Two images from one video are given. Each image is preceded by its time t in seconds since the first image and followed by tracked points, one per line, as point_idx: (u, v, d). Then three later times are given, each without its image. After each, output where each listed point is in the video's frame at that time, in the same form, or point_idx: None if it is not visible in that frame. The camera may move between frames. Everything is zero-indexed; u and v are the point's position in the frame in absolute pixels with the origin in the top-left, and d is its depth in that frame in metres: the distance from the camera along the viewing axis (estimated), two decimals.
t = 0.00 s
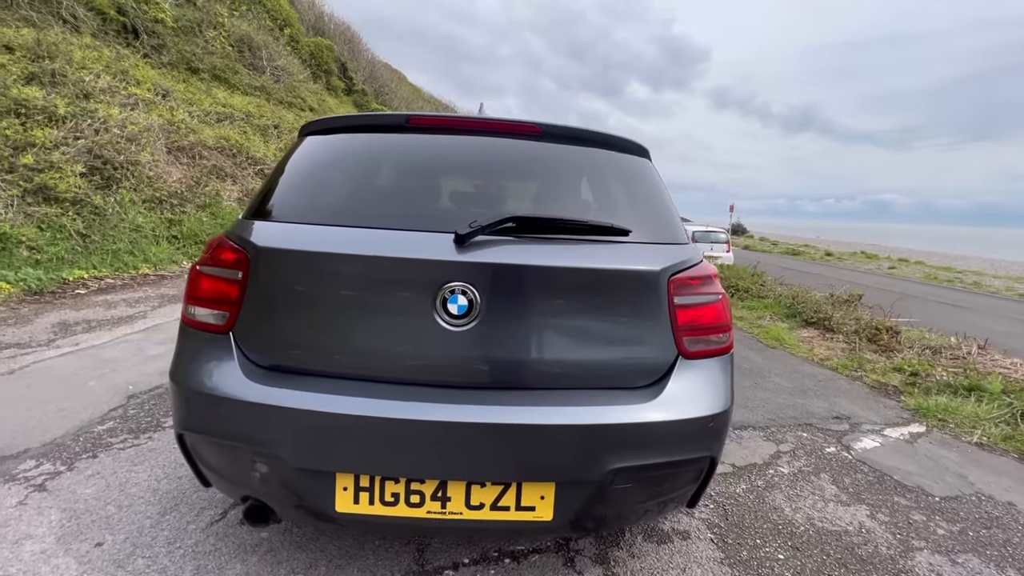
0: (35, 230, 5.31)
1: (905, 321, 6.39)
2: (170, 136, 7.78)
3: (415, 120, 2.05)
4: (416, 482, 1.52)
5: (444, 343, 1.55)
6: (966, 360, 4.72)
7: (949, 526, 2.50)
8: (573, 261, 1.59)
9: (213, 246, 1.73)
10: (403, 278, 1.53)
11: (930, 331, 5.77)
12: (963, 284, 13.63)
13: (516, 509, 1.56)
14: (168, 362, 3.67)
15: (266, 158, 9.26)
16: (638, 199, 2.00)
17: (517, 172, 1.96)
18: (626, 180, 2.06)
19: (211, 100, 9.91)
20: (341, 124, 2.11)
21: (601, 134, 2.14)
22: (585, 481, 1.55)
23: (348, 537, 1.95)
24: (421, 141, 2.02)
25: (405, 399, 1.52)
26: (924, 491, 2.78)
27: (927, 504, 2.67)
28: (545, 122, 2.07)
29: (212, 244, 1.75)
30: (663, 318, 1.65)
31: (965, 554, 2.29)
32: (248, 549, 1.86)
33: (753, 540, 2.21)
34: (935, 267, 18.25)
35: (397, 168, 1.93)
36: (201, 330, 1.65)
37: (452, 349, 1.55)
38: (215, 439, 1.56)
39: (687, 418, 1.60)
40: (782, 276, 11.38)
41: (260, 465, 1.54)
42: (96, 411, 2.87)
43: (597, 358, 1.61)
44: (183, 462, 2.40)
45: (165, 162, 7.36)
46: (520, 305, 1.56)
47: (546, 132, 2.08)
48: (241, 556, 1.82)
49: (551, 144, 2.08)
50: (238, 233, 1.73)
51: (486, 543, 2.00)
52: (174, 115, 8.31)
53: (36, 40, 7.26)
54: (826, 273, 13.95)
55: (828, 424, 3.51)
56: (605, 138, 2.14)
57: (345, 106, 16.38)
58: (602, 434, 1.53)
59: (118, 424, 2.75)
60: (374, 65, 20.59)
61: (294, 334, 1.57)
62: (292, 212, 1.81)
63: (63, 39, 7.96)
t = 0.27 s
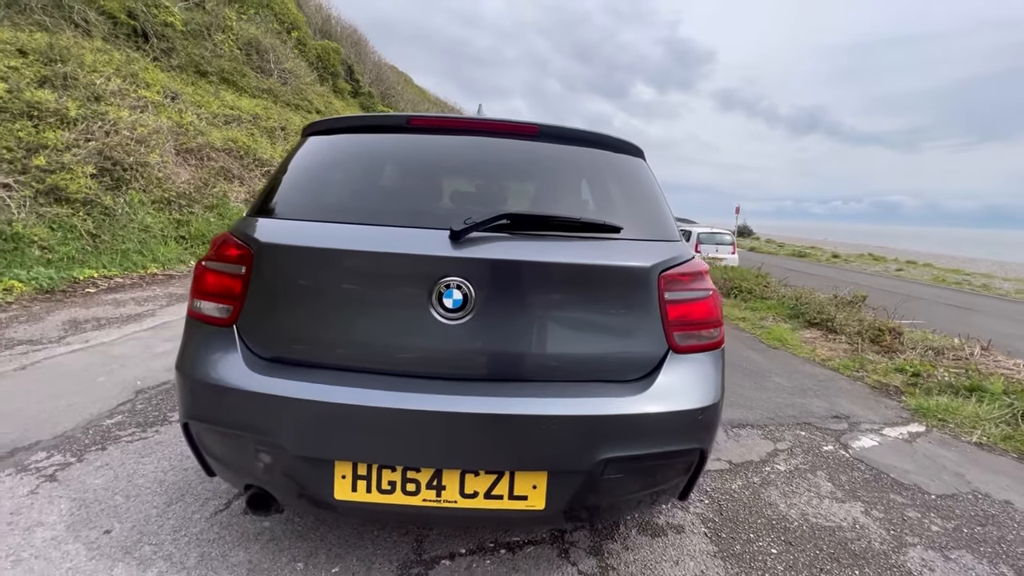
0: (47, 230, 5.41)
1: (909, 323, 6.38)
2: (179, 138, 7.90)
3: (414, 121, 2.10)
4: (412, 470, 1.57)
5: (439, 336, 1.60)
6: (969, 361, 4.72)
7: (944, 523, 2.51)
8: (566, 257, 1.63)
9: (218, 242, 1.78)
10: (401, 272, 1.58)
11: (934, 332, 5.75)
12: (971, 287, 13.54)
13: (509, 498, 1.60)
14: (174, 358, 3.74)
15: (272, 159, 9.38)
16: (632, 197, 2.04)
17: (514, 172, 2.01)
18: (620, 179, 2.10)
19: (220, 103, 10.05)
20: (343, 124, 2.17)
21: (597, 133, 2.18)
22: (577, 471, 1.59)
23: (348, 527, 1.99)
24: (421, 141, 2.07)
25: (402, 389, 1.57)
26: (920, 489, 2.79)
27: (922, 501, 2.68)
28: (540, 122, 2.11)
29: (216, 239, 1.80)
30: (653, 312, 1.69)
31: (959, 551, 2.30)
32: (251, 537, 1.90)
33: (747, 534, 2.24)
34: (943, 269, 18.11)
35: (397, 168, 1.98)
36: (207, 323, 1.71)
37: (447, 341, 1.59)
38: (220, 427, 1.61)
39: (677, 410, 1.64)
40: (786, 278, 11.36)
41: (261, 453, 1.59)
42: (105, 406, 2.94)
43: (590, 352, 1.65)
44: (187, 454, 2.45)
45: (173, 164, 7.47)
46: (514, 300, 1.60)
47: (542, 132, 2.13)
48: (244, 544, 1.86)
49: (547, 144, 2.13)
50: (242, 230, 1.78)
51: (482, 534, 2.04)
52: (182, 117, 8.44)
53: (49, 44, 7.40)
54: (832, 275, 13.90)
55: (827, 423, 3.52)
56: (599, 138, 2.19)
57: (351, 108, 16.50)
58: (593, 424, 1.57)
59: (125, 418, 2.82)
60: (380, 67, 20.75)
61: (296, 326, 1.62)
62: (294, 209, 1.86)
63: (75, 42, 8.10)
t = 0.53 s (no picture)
0: (57, 230, 5.50)
1: (913, 325, 6.36)
2: (186, 141, 8.00)
3: (415, 123, 2.14)
4: (410, 463, 1.61)
5: (437, 333, 1.63)
6: (972, 363, 4.71)
7: (941, 522, 2.52)
8: (561, 256, 1.67)
9: (224, 241, 1.82)
10: (400, 270, 1.62)
11: (937, 334, 5.74)
12: (979, 289, 13.44)
13: (505, 491, 1.64)
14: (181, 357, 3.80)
15: (279, 161, 9.47)
16: (629, 199, 2.07)
17: (513, 173, 2.05)
18: (618, 180, 2.13)
19: (227, 105, 10.16)
20: (346, 126, 2.22)
21: (595, 135, 2.22)
22: (572, 465, 1.62)
23: (349, 520, 2.03)
24: (421, 143, 2.11)
25: (401, 385, 1.61)
26: (918, 489, 2.80)
27: (920, 501, 2.69)
28: (538, 123, 2.15)
29: (222, 239, 1.85)
30: (648, 311, 1.72)
31: (955, 549, 2.31)
32: (254, 530, 1.95)
33: (743, 531, 2.27)
34: (951, 271, 17.99)
35: (398, 169, 2.03)
36: (212, 320, 1.75)
37: (445, 338, 1.63)
38: (225, 422, 1.65)
39: (671, 406, 1.67)
40: (791, 280, 11.34)
41: (265, 447, 1.63)
42: (114, 402, 3.00)
43: (585, 349, 1.68)
44: (193, 450, 2.50)
45: (181, 165, 7.57)
46: (510, 298, 1.63)
47: (539, 133, 2.16)
48: (247, 536, 1.91)
49: (545, 145, 2.16)
50: (246, 229, 1.83)
51: (480, 528, 2.07)
52: (190, 120, 8.54)
53: (60, 48, 7.52)
54: (837, 277, 13.85)
55: (827, 423, 3.54)
56: (596, 140, 2.22)
57: (357, 111, 16.61)
58: (588, 420, 1.60)
59: (133, 414, 2.87)
60: (386, 70, 20.89)
61: (298, 323, 1.66)
62: (297, 209, 1.91)
63: (85, 46, 8.22)
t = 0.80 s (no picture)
0: (68, 231, 5.58)
1: (920, 326, 6.34)
2: (195, 142, 8.10)
3: (421, 124, 2.18)
4: (416, 457, 1.64)
5: (442, 329, 1.67)
6: (978, 364, 4.69)
7: (943, 521, 2.53)
8: (564, 254, 1.70)
9: (235, 240, 1.86)
10: (407, 267, 1.66)
11: (944, 336, 5.72)
12: (988, 292, 13.34)
13: (509, 485, 1.67)
14: (190, 355, 3.85)
15: (286, 163, 9.56)
16: (632, 199, 2.10)
17: (517, 173, 2.08)
18: (620, 181, 2.16)
19: (235, 108, 10.26)
20: (354, 128, 2.26)
21: (597, 136, 2.25)
22: (574, 459, 1.65)
23: (356, 514, 2.06)
24: (427, 144, 2.15)
25: (407, 379, 1.64)
26: (921, 489, 2.81)
27: (923, 500, 2.70)
28: (540, 124, 2.18)
29: (233, 238, 1.89)
30: (649, 308, 1.75)
31: (957, 548, 2.32)
32: (263, 523, 1.99)
33: (744, 528, 2.29)
34: (959, 274, 17.87)
35: (404, 170, 2.07)
36: (224, 317, 1.79)
37: (450, 334, 1.66)
38: (235, 415, 1.69)
39: (672, 402, 1.70)
40: (797, 281, 11.32)
41: (274, 440, 1.67)
42: (125, 399, 3.05)
43: (587, 346, 1.71)
44: (203, 445, 2.55)
45: (190, 167, 7.66)
46: (514, 295, 1.67)
47: (543, 134, 2.20)
48: (257, 528, 1.95)
49: (549, 146, 2.20)
50: (257, 228, 1.87)
51: (485, 523, 2.10)
52: (199, 122, 8.64)
53: (71, 51, 7.62)
54: (844, 279, 13.80)
55: (830, 423, 3.54)
56: (600, 141, 2.25)
57: (363, 113, 16.72)
58: (590, 414, 1.63)
59: (144, 410, 2.93)
60: (391, 72, 21.01)
61: (306, 319, 1.70)
62: (305, 208, 1.95)
63: (96, 50, 8.34)
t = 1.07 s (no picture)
0: (81, 231, 5.66)
1: (927, 328, 6.32)
2: (204, 144, 8.19)
3: (431, 126, 2.22)
4: (428, 451, 1.68)
5: (453, 326, 1.70)
6: (985, 366, 4.68)
7: (949, 520, 2.54)
8: (572, 252, 1.73)
9: (251, 238, 1.90)
10: (418, 265, 1.69)
11: (951, 337, 5.70)
12: (996, 293, 13.26)
13: (518, 479, 1.70)
14: (201, 354, 3.90)
15: (293, 165, 9.65)
16: (639, 199, 2.13)
17: (525, 174, 2.12)
18: (627, 181, 2.19)
19: (244, 110, 10.36)
20: (366, 129, 2.30)
21: (605, 137, 2.28)
22: (582, 454, 1.68)
23: (367, 508, 2.10)
24: (437, 145, 2.19)
25: (419, 375, 1.67)
26: (928, 488, 2.81)
27: (929, 500, 2.71)
28: (549, 126, 2.22)
29: (249, 236, 1.93)
30: (656, 306, 1.78)
31: (963, 547, 2.33)
32: (277, 516, 2.03)
33: (750, 525, 2.31)
34: (968, 276, 17.75)
35: (413, 171, 2.10)
36: (240, 313, 1.83)
37: (461, 331, 1.70)
38: (251, 409, 1.73)
39: (679, 399, 1.72)
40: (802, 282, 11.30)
41: (289, 433, 1.71)
42: (139, 396, 3.10)
43: (595, 343, 1.74)
44: (216, 441, 2.59)
45: (199, 169, 7.75)
46: (524, 293, 1.70)
47: (551, 136, 2.23)
48: (270, 522, 1.98)
49: (557, 148, 2.23)
50: (271, 227, 1.91)
51: (493, 518, 2.13)
52: (208, 124, 8.74)
53: (84, 55, 7.73)
54: (850, 281, 13.74)
55: (837, 423, 3.55)
56: (607, 142, 2.29)
57: (369, 115, 16.82)
58: (598, 410, 1.66)
59: (157, 407, 2.98)
60: (397, 75, 21.12)
61: (320, 316, 1.74)
62: (318, 208, 1.99)
63: (108, 53, 8.45)
